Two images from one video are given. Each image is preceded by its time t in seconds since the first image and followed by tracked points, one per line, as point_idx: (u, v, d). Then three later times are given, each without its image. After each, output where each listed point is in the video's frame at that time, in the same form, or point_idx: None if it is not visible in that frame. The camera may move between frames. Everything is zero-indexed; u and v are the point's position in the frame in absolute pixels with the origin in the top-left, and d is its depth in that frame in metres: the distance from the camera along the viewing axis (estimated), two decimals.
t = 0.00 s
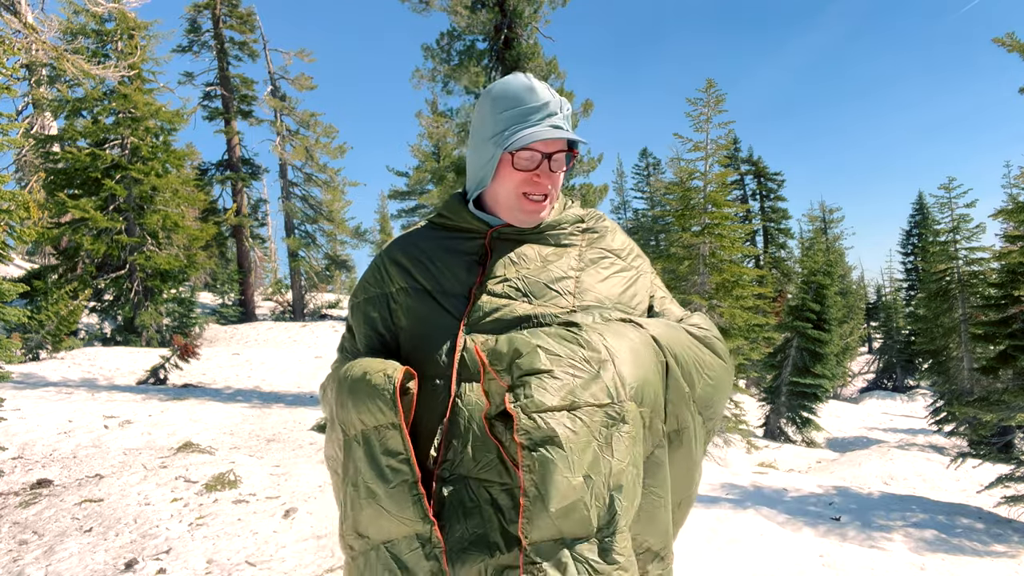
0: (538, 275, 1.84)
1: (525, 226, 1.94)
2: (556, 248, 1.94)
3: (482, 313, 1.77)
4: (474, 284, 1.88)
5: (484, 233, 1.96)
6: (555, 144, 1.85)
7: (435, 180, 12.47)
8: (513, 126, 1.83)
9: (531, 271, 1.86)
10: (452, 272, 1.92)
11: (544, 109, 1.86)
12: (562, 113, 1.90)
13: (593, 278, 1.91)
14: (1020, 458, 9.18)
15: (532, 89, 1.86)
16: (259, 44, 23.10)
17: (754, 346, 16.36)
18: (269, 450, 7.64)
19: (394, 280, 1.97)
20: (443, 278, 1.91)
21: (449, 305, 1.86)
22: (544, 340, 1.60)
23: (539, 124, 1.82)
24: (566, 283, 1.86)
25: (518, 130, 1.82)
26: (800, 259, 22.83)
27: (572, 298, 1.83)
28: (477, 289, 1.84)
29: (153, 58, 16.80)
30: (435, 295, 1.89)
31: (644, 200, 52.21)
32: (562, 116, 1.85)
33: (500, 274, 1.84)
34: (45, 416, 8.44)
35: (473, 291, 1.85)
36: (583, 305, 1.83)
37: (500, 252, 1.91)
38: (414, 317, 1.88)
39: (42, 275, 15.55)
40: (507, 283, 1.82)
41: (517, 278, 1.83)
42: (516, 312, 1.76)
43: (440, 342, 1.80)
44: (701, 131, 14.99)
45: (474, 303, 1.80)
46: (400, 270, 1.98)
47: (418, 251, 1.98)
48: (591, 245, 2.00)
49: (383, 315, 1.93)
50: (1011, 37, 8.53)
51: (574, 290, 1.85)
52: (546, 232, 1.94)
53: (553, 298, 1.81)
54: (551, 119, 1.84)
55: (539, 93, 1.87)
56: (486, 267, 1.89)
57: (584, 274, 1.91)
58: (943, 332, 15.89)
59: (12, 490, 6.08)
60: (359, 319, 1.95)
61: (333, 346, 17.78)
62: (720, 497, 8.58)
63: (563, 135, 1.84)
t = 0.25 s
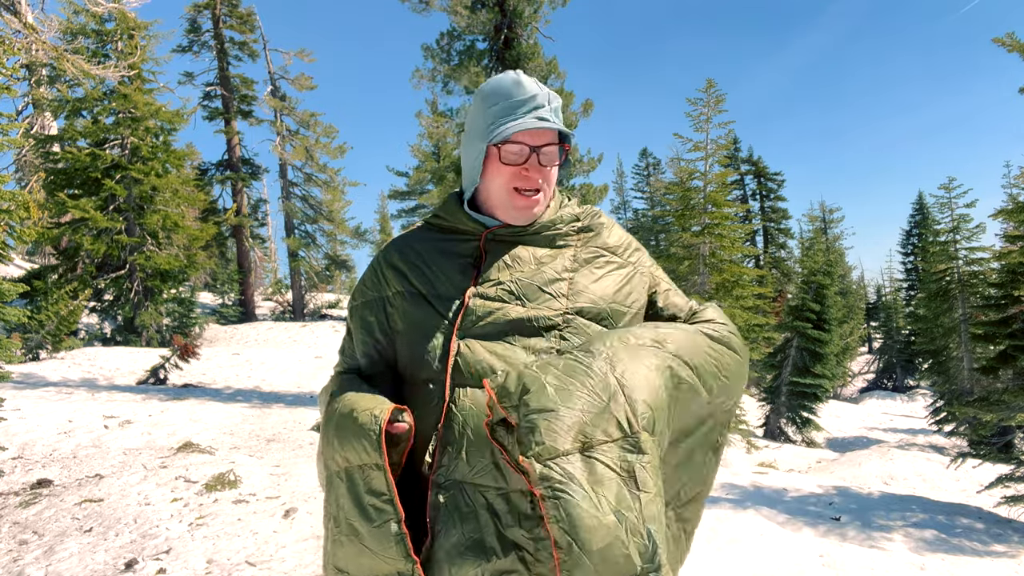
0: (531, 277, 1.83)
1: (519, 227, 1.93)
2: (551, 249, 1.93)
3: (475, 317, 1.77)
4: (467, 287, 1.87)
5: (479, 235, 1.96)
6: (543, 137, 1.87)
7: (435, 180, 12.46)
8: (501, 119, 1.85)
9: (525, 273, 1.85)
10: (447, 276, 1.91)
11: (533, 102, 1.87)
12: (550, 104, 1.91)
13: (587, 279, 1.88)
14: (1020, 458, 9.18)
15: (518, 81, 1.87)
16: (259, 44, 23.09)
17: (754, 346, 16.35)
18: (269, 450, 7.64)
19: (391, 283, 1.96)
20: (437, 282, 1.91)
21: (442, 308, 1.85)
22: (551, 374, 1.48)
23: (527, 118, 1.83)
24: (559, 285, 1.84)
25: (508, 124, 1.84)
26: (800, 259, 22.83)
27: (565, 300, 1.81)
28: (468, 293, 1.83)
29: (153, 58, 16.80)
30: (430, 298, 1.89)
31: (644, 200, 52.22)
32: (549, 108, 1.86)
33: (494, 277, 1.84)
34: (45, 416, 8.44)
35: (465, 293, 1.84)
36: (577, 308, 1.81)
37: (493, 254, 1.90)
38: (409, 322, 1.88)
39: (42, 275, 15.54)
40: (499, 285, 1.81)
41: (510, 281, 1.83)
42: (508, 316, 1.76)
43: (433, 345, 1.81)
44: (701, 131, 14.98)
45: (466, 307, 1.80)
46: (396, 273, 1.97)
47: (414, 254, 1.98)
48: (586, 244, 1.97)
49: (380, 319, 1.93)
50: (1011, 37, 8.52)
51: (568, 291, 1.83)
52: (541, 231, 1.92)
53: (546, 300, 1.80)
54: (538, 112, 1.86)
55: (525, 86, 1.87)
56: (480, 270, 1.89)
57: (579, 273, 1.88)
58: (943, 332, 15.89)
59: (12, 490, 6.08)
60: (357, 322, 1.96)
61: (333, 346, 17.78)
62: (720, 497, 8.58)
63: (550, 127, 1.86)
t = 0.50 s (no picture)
0: (527, 283, 1.81)
1: (514, 229, 1.91)
2: (548, 248, 1.91)
3: (471, 327, 1.76)
4: (462, 296, 1.84)
5: (474, 237, 1.96)
6: (505, 107, 1.94)
7: (435, 180, 12.47)
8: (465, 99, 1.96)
9: (520, 277, 1.83)
10: (438, 281, 1.90)
11: (496, 77, 1.93)
12: (520, 80, 1.95)
13: (586, 280, 1.84)
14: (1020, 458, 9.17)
15: (487, 63, 1.97)
16: (259, 44, 23.09)
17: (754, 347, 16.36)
18: (270, 450, 7.64)
19: (385, 290, 1.97)
20: (430, 287, 1.90)
21: (435, 319, 1.82)
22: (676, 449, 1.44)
23: (485, 89, 1.92)
24: (555, 288, 1.81)
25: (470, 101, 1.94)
26: (800, 259, 22.84)
27: (562, 304, 1.78)
28: (461, 303, 1.82)
29: (153, 58, 16.80)
30: (423, 307, 1.87)
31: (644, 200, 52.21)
32: (512, 80, 1.91)
33: (488, 283, 1.83)
34: (45, 416, 8.44)
35: (459, 303, 1.82)
36: (574, 312, 1.77)
37: (487, 261, 1.88)
38: (402, 330, 1.86)
39: (42, 275, 15.53)
40: (493, 293, 1.80)
41: (503, 287, 1.81)
42: (503, 325, 1.74)
43: (429, 360, 1.79)
44: (701, 131, 14.99)
45: (460, 318, 1.78)
46: (389, 280, 1.98)
47: (409, 261, 2.00)
48: (584, 243, 1.93)
49: (374, 327, 1.94)
50: (1011, 37, 8.52)
51: (565, 293, 1.80)
52: (536, 235, 1.92)
53: (543, 305, 1.78)
54: (500, 84, 1.91)
55: (492, 65, 1.96)
56: (475, 276, 1.87)
57: (577, 274, 1.86)
58: (943, 332, 15.89)
59: (12, 490, 6.08)
60: (353, 331, 1.98)
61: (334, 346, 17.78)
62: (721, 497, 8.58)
63: (510, 92, 1.92)
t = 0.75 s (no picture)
0: (527, 284, 1.81)
1: (509, 227, 1.95)
2: (548, 250, 1.92)
3: (471, 330, 1.74)
4: (460, 299, 1.83)
5: (473, 236, 1.98)
6: (496, 102, 1.97)
7: (435, 180, 12.48)
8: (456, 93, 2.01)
9: (520, 278, 1.83)
10: (434, 280, 1.90)
11: (487, 70, 1.98)
12: (511, 74, 2.00)
13: (586, 283, 1.86)
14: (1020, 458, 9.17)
15: (479, 60, 2.03)
16: (260, 44, 23.08)
17: (754, 346, 16.35)
18: (269, 450, 7.65)
19: (380, 290, 1.96)
20: (427, 286, 1.88)
21: (433, 320, 1.80)
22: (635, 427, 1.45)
23: (475, 81, 1.96)
24: (556, 290, 1.81)
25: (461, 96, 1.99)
26: (800, 259, 22.82)
27: (562, 305, 1.79)
28: (460, 305, 1.81)
29: (153, 58, 16.80)
30: (421, 307, 1.85)
31: (644, 201, 52.21)
32: (502, 72, 1.95)
33: (487, 285, 1.83)
34: (45, 416, 8.44)
35: (459, 305, 1.81)
36: (574, 313, 1.78)
37: (486, 263, 1.88)
38: (398, 330, 1.84)
39: (42, 275, 15.53)
40: (493, 294, 1.79)
41: (504, 288, 1.81)
42: (503, 328, 1.74)
43: (423, 361, 1.75)
44: (701, 131, 14.99)
45: (459, 321, 1.77)
46: (385, 280, 1.97)
47: (406, 261, 1.98)
48: (582, 247, 1.96)
49: (367, 328, 1.91)
50: (1011, 37, 8.52)
51: (565, 295, 1.81)
52: (534, 238, 1.94)
53: (544, 306, 1.77)
54: (490, 76, 1.96)
55: (482, 61, 2.02)
56: (474, 278, 1.86)
57: (576, 278, 1.87)
58: (943, 332, 15.89)
59: (12, 490, 6.08)
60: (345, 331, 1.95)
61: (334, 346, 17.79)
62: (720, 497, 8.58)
63: (501, 87, 1.96)
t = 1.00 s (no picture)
0: (529, 280, 1.82)
1: (509, 223, 1.95)
2: (548, 247, 1.93)
3: (473, 325, 1.75)
4: (460, 298, 1.83)
5: (472, 232, 1.98)
6: (491, 99, 1.96)
7: (435, 180, 12.48)
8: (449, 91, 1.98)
9: (520, 275, 1.84)
10: (433, 278, 1.90)
11: (482, 67, 1.95)
12: (505, 70, 1.97)
13: (585, 280, 1.87)
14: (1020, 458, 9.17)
15: (473, 54, 1.99)
16: (259, 44, 23.07)
17: (754, 347, 16.35)
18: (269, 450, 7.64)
19: (377, 288, 1.95)
20: (424, 285, 1.89)
21: (432, 319, 1.80)
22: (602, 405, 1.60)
23: (469, 78, 1.94)
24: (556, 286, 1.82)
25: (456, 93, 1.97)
26: (800, 259, 22.82)
27: (562, 299, 1.80)
28: (461, 300, 1.81)
29: (153, 58, 16.80)
30: (419, 306, 1.84)
31: (644, 201, 52.19)
32: (496, 70, 1.92)
33: (487, 281, 1.83)
34: (45, 416, 8.44)
35: (459, 302, 1.81)
36: (575, 306, 1.79)
37: (487, 259, 1.88)
38: (396, 330, 1.83)
39: (42, 275, 15.53)
40: (493, 291, 1.79)
41: (504, 283, 1.82)
42: (503, 323, 1.74)
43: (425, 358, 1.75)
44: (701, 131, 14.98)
45: (460, 318, 1.77)
46: (382, 279, 1.96)
47: (404, 259, 1.99)
48: (583, 244, 1.97)
49: (364, 328, 1.90)
50: (1011, 37, 8.52)
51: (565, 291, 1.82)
52: (535, 234, 1.95)
53: (545, 300, 1.78)
54: (485, 75, 1.93)
55: (476, 54, 1.99)
56: (474, 275, 1.87)
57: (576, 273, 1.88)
58: (943, 332, 15.89)
59: (12, 490, 6.08)
60: (342, 329, 1.94)
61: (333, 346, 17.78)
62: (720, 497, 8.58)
63: (495, 84, 1.94)
